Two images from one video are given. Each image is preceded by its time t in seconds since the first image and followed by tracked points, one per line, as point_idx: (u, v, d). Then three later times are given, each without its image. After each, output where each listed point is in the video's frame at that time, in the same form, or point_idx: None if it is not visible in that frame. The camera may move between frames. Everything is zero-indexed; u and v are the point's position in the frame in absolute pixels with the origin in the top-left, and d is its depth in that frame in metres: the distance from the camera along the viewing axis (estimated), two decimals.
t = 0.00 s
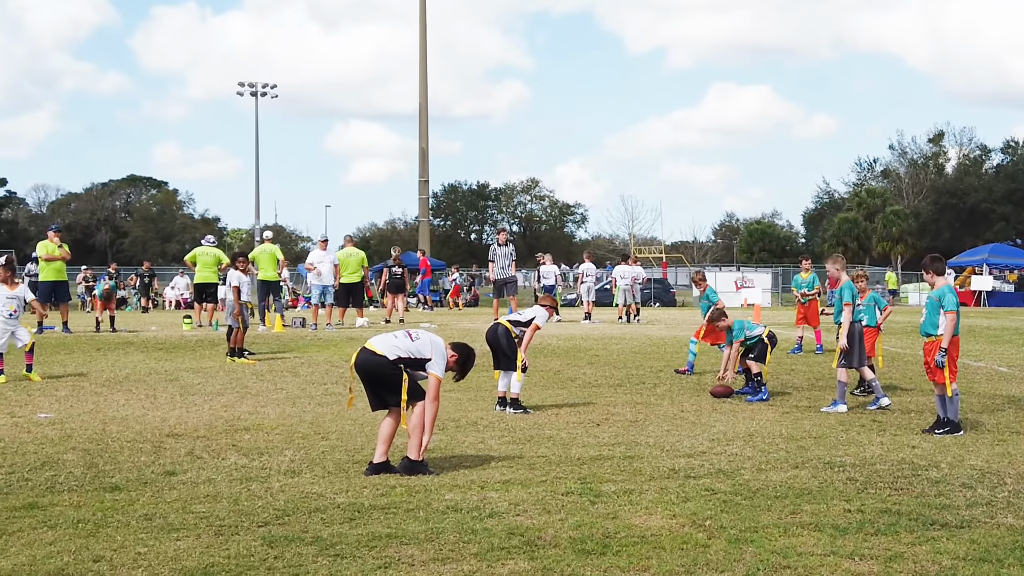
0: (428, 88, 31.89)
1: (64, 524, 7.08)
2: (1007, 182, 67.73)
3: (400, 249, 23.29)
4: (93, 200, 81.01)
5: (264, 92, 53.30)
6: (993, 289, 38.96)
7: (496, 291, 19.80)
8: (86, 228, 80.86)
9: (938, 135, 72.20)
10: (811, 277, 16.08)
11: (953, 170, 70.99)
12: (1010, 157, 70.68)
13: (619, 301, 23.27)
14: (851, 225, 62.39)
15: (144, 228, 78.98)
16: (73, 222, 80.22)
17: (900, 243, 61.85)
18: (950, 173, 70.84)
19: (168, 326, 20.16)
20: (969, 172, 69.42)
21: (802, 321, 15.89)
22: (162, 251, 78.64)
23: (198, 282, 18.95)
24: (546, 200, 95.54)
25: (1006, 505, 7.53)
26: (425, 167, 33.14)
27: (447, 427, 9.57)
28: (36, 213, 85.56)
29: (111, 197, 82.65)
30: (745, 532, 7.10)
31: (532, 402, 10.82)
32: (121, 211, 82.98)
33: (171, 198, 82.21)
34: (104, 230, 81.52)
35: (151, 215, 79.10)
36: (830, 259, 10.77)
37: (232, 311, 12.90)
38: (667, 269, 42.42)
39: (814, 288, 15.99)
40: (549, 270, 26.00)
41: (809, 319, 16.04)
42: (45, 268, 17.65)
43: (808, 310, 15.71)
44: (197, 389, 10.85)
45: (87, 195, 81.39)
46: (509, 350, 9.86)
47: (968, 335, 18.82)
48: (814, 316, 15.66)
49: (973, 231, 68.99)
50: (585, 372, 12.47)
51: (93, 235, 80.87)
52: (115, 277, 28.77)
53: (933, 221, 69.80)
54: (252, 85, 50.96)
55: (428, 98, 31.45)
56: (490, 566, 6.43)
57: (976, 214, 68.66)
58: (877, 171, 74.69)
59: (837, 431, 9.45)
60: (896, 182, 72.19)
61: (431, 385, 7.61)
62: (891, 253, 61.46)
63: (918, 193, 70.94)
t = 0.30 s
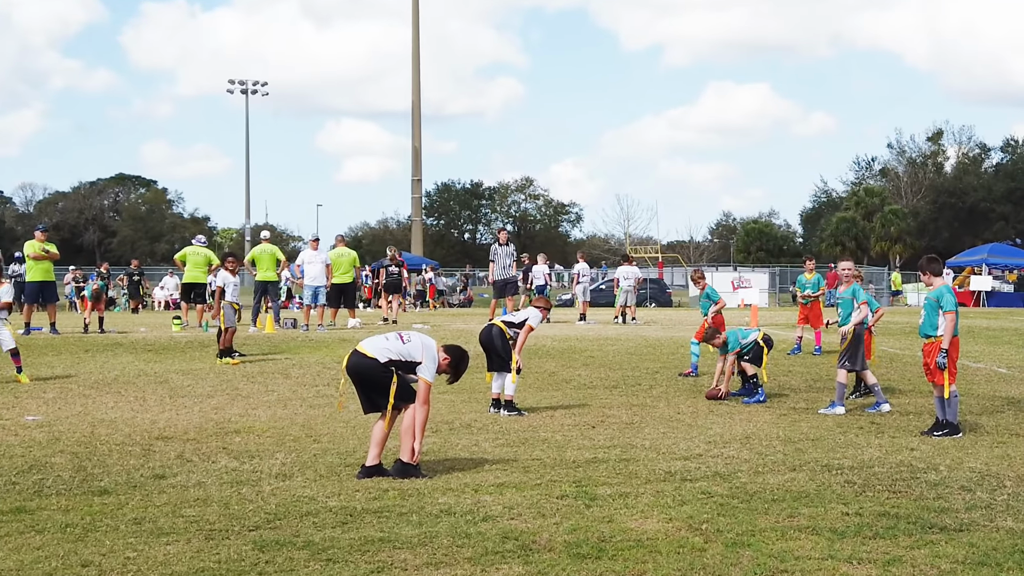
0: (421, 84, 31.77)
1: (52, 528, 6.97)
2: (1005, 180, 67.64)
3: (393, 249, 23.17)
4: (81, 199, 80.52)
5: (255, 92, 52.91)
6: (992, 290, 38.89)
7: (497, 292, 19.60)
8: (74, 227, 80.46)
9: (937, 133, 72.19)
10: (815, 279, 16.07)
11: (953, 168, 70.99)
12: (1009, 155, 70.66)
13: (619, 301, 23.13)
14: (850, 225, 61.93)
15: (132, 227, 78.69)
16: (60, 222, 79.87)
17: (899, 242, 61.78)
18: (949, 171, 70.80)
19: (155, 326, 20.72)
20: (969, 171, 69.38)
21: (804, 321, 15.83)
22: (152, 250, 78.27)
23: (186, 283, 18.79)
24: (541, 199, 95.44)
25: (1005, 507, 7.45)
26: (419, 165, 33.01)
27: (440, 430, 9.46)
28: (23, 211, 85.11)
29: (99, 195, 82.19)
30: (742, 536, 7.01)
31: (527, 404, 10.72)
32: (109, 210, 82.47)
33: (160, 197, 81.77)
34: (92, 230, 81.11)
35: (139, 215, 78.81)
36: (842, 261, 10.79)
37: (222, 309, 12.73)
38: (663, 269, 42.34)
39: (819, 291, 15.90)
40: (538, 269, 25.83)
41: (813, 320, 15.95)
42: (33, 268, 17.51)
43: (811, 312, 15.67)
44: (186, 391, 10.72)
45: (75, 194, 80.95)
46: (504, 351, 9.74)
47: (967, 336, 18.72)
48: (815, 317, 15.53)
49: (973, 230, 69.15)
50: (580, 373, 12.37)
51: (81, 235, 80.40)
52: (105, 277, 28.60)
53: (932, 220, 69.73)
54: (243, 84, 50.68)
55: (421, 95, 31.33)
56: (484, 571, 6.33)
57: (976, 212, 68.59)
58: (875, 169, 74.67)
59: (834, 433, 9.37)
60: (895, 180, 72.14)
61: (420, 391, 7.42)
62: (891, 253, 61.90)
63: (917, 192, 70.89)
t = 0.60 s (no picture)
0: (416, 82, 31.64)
1: (41, 531, 6.85)
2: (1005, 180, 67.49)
3: (388, 248, 23.05)
4: (70, 198, 80.11)
5: (247, 89, 52.62)
6: (993, 289, 38.80)
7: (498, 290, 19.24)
8: (63, 226, 80.11)
9: (938, 132, 72.14)
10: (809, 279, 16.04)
11: (953, 167, 70.99)
12: (1011, 154, 70.65)
13: (620, 301, 22.96)
14: (849, 224, 62.38)
15: (123, 226, 78.40)
16: (50, 221, 79.54)
17: (898, 242, 61.71)
18: (950, 170, 70.76)
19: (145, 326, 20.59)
20: (969, 170, 69.33)
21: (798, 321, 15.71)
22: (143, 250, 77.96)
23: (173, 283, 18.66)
24: (537, 198, 95.31)
25: (1006, 510, 7.36)
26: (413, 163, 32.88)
27: (435, 431, 9.36)
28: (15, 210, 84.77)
29: (88, 194, 81.81)
30: (741, 538, 6.92)
31: (522, 405, 10.62)
32: (99, 209, 82.06)
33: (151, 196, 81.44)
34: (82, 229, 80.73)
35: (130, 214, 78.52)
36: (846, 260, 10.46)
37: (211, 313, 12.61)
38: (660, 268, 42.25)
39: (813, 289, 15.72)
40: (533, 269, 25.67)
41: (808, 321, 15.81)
42: (22, 267, 17.37)
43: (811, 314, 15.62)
44: (177, 392, 10.60)
45: (65, 192, 80.61)
46: (498, 352, 9.64)
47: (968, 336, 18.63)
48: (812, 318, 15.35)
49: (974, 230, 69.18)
50: (577, 374, 12.28)
51: (70, 234, 79.94)
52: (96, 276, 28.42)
53: (931, 220, 69.63)
54: (234, 80, 50.41)
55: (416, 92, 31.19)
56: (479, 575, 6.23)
57: (977, 212, 68.58)
58: (875, 168, 74.63)
59: (833, 435, 9.28)
60: (895, 179, 72.07)
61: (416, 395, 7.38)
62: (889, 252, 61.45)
63: (917, 191, 70.82)
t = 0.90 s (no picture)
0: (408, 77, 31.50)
1: (29, 536, 6.72)
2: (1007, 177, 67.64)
3: (380, 247, 22.91)
4: (57, 196, 79.83)
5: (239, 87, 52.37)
6: (992, 289, 38.77)
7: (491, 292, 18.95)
8: (51, 224, 79.68)
9: (937, 130, 72.17)
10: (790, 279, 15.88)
11: (953, 165, 71.11)
12: (1012, 152, 70.73)
13: (616, 301, 22.79)
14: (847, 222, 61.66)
15: (110, 224, 78.14)
16: (36, 219, 79.13)
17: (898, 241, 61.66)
18: (949, 168, 70.79)
19: (132, 326, 20.92)
20: (969, 169, 69.33)
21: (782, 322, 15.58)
22: (131, 249, 77.64)
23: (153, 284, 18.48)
24: (530, 196, 95.16)
25: (1006, 513, 7.29)
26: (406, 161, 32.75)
27: (429, 434, 9.25)
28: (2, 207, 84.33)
29: (76, 192, 81.39)
30: (739, 543, 6.83)
31: (518, 407, 10.52)
32: (86, 207, 81.65)
33: (140, 193, 81.00)
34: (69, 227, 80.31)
35: (118, 211, 78.28)
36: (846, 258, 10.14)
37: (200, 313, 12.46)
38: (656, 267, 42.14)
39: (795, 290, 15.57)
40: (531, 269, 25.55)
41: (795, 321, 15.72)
42: (9, 266, 17.21)
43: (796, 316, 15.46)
44: (167, 394, 10.48)
45: (52, 190, 80.25)
46: (494, 355, 9.55)
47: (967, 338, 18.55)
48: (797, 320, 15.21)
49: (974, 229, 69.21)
50: (572, 376, 12.18)
51: (57, 232, 79.50)
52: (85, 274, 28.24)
53: (932, 219, 69.52)
54: (224, 78, 50.10)
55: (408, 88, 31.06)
56: None
57: (977, 211, 68.61)
58: (874, 166, 74.65)
59: (831, 437, 9.20)
60: (894, 177, 72.07)
61: (415, 395, 7.30)
62: (889, 251, 62.50)
63: (917, 189, 70.78)
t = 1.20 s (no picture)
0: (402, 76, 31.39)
1: (17, 540, 6.60)
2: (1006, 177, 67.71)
3: (372, 247, 22.78)
4: (44, 195, 79.46)
5: (230, 83, 52.28)
6: (993, 289, 38.69)
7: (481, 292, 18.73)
8: (38, 224, 79.30)
9: (937, 129, 72.19)
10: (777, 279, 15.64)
11: (952, 164, 71.13)
12: (1012, 151, 70.74)
13: (608, 302, 22.60)
14: (846, 223, 61.99)
15: (98, 224, 77.93)
16: (23, 218, 78.76)
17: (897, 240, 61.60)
18: (948, 167, 70.79)
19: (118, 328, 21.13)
20: (968, 168, 69.31)
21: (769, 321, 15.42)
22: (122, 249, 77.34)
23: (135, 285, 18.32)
24: (525, 196, 95.03)
25: (1006, 516, 7.19)
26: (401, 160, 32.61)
27: (422, 437, 9.14)
28: None
29: (64, 192, 81.06)
30: (736, 547, 6.72)
31: (512, 409, 10.41)
32: (75, 206, 81.30)
33: (129, 193, 80.65)
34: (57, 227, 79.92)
35: (106, 211, 78.10)
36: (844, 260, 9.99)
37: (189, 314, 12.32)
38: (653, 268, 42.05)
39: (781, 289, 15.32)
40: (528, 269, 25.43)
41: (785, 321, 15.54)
42: None
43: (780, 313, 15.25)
44: (156, 396, 10.36)
45: (40, 189, 80.00)
46: (488, 356, 9.39)
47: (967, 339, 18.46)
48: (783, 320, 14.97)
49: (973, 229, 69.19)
50: (568, 378, 12.06)
51: (44, 232, 79.11)
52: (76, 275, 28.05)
53: (931, 218, 69.43)
54: (215, 75, 49.85)
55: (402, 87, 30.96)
56: None
57: (976, 210, 68.59)
58: (872, 165, 74.66)
59: (830, 440, 9.12)
60: (892, 177, 72.05)
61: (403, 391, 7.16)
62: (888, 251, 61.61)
63: (916, 188, 70.73)
